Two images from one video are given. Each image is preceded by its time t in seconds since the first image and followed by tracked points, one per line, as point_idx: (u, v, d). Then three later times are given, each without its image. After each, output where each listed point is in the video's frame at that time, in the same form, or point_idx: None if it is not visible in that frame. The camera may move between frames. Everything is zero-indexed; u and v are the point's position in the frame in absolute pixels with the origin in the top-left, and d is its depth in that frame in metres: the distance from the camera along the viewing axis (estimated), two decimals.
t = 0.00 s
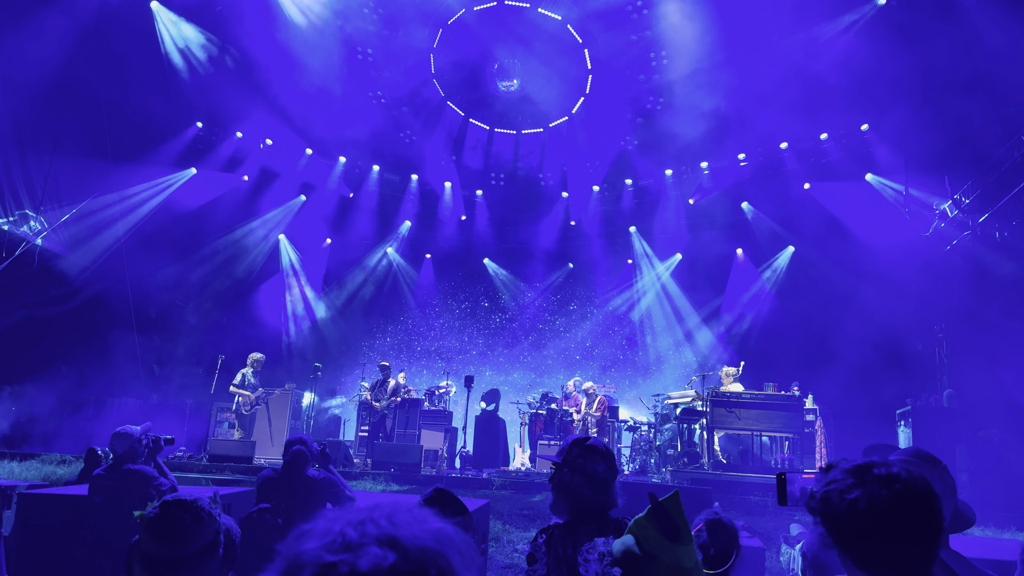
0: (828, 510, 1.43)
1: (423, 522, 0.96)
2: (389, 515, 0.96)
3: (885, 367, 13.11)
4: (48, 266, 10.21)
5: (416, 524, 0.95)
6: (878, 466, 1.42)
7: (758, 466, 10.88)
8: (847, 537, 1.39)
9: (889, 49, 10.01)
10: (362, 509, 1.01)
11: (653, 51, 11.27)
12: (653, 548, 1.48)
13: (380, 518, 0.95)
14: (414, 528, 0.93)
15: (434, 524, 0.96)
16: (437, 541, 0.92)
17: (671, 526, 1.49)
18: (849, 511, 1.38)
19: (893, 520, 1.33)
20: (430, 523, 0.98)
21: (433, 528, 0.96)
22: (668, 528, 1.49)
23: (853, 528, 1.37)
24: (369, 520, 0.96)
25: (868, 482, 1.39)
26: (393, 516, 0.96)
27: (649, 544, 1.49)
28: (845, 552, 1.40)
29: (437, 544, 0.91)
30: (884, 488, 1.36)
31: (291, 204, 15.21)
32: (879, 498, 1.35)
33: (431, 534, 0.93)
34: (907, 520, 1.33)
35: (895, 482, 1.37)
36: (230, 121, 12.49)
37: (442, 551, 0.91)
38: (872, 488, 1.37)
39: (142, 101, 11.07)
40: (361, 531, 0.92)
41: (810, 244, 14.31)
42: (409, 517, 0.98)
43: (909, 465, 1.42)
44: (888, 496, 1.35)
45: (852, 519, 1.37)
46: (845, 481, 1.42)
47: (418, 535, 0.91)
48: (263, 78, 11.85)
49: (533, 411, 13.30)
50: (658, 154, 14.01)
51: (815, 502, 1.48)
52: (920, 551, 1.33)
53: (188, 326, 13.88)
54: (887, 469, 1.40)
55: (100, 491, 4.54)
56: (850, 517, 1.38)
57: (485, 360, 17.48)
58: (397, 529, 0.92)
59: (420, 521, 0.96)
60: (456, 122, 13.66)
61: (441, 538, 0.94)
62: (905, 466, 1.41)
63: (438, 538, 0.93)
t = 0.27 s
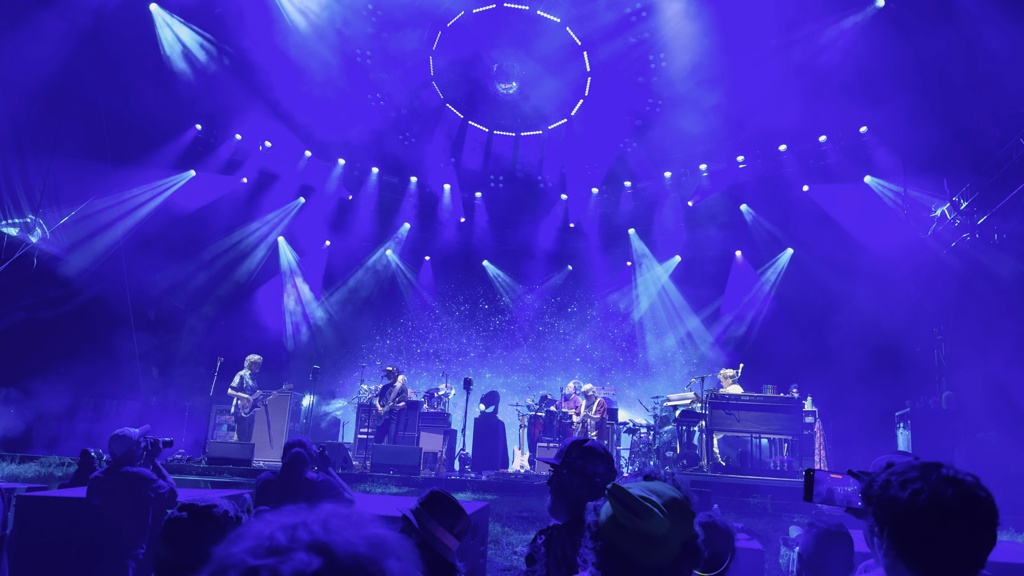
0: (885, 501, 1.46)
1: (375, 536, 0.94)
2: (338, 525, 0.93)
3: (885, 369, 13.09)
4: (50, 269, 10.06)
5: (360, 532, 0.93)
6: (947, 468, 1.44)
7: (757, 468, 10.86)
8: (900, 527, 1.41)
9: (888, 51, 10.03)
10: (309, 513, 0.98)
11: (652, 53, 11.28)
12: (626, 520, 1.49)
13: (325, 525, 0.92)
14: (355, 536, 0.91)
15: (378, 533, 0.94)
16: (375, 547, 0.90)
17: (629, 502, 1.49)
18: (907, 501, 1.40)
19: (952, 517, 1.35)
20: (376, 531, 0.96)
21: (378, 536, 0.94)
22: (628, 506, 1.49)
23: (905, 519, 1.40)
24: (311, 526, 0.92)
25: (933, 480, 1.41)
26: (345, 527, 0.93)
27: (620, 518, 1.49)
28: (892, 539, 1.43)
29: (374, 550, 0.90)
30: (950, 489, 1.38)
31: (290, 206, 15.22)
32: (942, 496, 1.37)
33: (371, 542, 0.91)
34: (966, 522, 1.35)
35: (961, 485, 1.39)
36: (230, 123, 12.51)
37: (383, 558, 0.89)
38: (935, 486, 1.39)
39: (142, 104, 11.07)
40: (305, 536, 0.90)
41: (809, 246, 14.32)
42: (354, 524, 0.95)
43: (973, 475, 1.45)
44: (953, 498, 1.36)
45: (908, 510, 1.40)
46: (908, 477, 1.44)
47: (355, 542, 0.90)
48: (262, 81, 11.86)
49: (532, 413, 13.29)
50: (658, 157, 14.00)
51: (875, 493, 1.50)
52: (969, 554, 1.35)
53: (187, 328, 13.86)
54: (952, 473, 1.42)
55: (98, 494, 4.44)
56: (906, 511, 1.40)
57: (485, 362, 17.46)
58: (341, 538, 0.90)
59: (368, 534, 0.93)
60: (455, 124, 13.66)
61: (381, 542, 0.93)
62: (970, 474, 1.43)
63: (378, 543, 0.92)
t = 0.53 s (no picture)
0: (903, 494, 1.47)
1: (255, 520, 1.07)
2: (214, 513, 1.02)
3: (885, 370, 13.08)
4: (46, 270, 10.26)
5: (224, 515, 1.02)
6: (974, 471, 1.45)
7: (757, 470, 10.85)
8: (913, 517, 1.43)
9: (887, 53, 10.05)
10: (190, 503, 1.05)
11: (651, 55, 11.29)
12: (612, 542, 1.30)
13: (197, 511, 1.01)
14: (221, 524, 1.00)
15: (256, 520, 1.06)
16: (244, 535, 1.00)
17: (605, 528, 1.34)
18: (924, 494, 1.42)
19: (969, 515, 1.36)
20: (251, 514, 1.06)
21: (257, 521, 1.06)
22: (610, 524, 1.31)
23: (919, 509, 1.42)
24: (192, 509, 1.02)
25: (956, 477, 1.41)
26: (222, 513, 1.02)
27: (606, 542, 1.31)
28: (904, 528, 1.45)
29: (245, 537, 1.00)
30: (973, 488, 1.39)
31: (290, 208, 15.22)
32: (963, 494, 1.38)
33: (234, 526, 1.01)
34: (981, 523, 1.36)
35: (983, 487, 1.39)
36: (229, 125, 12.51)
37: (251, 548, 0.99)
38: (958, 482, 1.40)
39: (141, 105, 11.07)
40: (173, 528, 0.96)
41: (808, 248, 14.32)
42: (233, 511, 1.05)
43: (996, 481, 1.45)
44: (974, 496, 1.37)
45: (925, 503, 1.41)
46: (931, 471, 1.45)
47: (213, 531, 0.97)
48: (262, 82, 11.86)
49: (532, 415, 13.29)
50: (657, 158, 14.01)
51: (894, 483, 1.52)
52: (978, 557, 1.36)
53: (185, 329, 13.86)
54: (977, 474, 1.42)
55: (96, 496, 4.50)
56: (923, 504, 1.42)
57: (485, 363, 17.46)
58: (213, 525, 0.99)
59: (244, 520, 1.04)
60: (455, 126, 13.66)
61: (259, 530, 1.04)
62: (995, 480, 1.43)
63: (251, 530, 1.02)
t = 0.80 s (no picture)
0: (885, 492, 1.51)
1: (179, 505, 0.99)
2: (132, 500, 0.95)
3: (883, 371, 13.09)
4: (45, 272, 10.27)
5: (142, 504, 0.95)
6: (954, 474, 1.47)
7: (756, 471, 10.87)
8: (890, 512, 1.46)
9: (885, 53, 10.08)
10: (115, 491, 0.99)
11: (650, 56, 11.31)
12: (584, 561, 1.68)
13: (110, 499, 0.95)
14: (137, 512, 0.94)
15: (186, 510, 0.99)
16: (166, 520, 0.93)
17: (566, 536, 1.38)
18: (901, 490, 1.45)
19: (942, 511, 1.39)
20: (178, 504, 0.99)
21: (186, 511, 0.99)
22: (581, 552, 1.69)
23: (895, 505, 1.45)
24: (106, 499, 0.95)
25: (935, 477, 1.44)
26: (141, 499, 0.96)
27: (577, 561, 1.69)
28: (882, 524, 1.48)
29: (166, 523, 0.93)
30: (949, 487, 1.41)
31: (289, 210, 15.23)
32: (937, 491, 1.41)
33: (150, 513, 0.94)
34: (953, 521, 1.38)
35: (962, 487, 1.42)
36: (228, 127, 12.53)
37: (174, 535, 0.93)
38: (936, 481, 1.43)
39: (141, 107, 11.09)
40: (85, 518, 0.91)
41: (807, 249, 14.34)
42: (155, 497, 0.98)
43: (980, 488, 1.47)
44: (949, 494, 1.40)
45: (901, 497, 1.44)
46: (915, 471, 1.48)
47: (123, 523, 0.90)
48: (261, 84, 11.88)
49: (531, 416, 13.30)
50: (656, 159, 14.02)
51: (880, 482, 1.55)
52: (947, 555, 1.38)
53: (185, 331, 13.87)
54: (958, 477, 1.45)
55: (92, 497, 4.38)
56: (900, 500, 1.45)
57: (484, 365, 17.46)
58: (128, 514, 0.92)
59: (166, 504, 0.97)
60: (454, 128, 13.68)
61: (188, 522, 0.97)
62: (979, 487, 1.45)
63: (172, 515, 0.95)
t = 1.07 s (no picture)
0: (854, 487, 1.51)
1: (159, 507, 1.00)
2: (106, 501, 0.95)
3: (881, 371, 13.09)
4: (43, 274, 10.27)
5: (123, 503, 0.95)
6: (919, 470, 1.47)
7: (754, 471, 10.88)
8: (854, 510, 1.48)
9: (881, 53, 10.11)
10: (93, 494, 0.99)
11: (648, 56, 11.33)
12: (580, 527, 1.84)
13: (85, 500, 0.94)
14: (119, 509, 0.94)
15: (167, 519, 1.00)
16: (149, 522, 0.94)
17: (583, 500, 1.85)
18: (866, 488, 1.47)
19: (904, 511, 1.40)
20: (161, 511, 1.00)
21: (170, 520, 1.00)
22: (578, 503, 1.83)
23: (859, 503, 1.47)
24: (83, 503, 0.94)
25: (901, 475, 1.45)
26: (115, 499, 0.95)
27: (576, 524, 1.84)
28: (848, 521, 1.50)
29: (148, 524, 0.94)
30: (913, 485, 1.42)
31: (287, 211, 15.23)
32: (900, 490, 1.42)
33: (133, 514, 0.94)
34: (915, 522, 1.39)
35: (925, 485, 1.42)
36: (226, 128, 12.54)
37: (154, 534, 0.94)
38: (900, 479, 1.44)
39: (139, 108, 11.08)
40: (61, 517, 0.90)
41: (804, 249, 14.36)
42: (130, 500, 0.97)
43: (947, 482, 1.46)
44: (912, 494, 1.41)
45: (865, 496, 1.46)
46: (881, 467, 1.49)
47: (106, 523, 0.90)
48: (259, 85, 11.87)
49: (530, 417, 13.31)
50: (654, 159, 14.03)
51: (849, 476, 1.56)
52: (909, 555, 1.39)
53: (184, 332, 13.89)
54: (925, 474, 1.45)
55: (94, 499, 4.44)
56: (865, 497, 1.46)
57: (483, 366, 17.48)
58: (113, 513, 0.93)
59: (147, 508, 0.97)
60: (452, 129, 13.69)
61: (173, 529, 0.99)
62: (945, 483, 1.45)
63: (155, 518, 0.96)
